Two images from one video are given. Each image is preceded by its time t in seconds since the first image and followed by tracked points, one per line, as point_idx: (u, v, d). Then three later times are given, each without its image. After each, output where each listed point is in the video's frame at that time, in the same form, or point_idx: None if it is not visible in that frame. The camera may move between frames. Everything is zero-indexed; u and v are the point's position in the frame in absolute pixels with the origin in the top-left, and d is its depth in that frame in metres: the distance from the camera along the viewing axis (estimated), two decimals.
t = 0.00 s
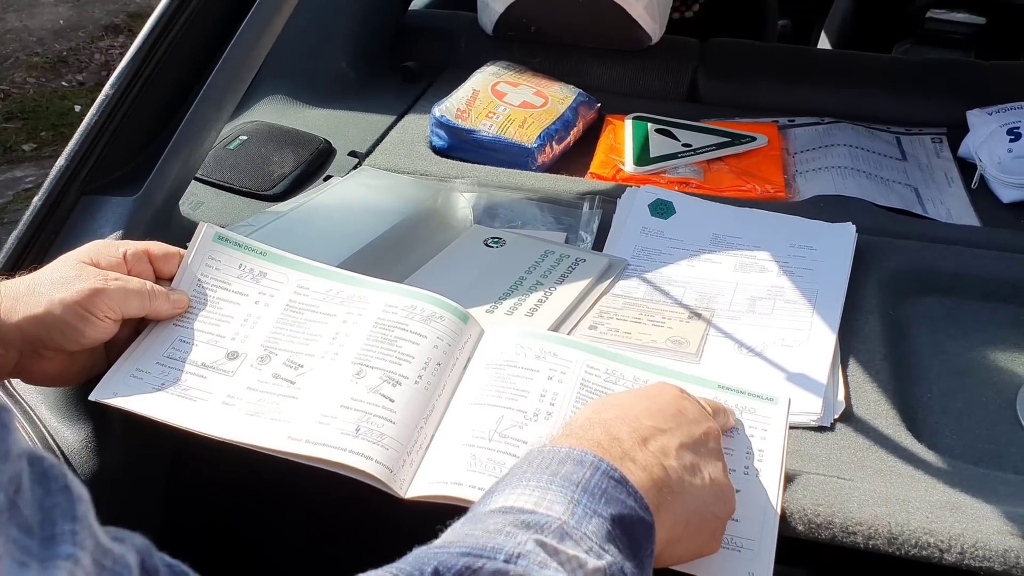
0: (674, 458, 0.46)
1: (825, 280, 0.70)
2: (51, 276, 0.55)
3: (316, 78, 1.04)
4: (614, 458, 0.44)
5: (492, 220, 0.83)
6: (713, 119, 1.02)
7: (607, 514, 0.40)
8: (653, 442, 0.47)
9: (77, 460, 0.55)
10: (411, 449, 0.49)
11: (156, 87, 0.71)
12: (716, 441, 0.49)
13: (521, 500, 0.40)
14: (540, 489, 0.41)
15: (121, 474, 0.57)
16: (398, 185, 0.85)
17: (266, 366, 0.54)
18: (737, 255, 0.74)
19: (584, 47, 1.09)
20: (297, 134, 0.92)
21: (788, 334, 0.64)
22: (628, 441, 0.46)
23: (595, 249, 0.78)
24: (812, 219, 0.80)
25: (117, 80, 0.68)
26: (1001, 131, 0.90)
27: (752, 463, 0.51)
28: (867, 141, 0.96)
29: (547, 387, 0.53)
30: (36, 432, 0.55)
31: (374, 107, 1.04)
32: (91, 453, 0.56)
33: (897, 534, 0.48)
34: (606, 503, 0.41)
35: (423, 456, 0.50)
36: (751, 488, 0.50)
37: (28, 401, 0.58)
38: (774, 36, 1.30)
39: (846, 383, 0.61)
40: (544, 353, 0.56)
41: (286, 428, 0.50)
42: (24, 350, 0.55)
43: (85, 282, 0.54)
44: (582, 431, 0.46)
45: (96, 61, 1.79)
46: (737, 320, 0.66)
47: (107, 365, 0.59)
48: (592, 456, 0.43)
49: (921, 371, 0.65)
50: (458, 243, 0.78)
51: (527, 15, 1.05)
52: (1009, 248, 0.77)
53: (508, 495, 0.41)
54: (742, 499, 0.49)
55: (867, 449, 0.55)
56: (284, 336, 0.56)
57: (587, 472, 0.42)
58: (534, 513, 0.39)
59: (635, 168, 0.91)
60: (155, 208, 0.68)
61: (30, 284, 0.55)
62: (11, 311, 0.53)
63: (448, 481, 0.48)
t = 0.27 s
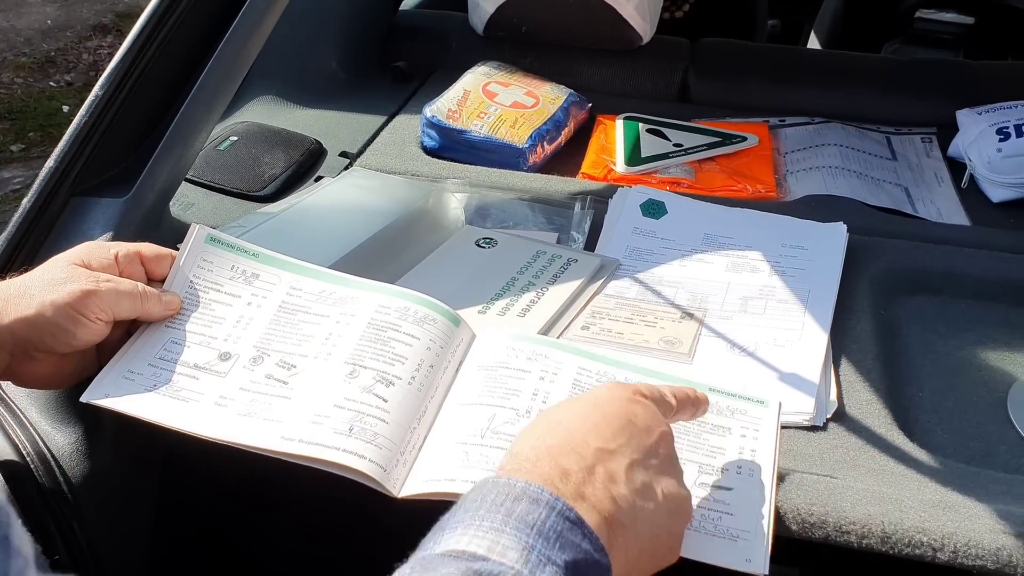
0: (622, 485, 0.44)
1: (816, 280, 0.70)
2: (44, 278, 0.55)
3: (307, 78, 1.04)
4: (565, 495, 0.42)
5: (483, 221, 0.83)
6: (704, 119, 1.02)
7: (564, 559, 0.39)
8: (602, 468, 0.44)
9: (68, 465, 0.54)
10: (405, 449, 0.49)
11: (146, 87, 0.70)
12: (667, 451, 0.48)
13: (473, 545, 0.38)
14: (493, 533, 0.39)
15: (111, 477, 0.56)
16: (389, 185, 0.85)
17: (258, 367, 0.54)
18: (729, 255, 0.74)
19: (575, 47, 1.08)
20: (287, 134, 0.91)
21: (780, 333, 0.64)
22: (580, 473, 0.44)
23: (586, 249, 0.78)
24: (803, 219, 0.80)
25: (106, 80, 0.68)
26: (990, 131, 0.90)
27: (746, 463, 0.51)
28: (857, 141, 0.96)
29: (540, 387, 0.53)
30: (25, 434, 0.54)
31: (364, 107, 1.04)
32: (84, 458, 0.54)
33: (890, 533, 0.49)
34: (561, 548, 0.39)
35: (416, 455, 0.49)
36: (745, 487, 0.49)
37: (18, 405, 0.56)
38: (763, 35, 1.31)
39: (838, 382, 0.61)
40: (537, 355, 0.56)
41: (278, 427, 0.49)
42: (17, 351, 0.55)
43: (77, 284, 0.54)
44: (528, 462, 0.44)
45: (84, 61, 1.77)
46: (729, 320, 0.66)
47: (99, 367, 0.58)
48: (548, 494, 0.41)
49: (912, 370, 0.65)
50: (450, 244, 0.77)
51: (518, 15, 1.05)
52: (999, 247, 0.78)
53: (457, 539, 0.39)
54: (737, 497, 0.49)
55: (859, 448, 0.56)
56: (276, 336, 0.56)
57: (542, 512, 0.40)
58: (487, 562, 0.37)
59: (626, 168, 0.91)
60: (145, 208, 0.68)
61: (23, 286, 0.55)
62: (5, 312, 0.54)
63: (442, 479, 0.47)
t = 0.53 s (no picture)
0: None
1: (804, 277, 0.70)
2: (29, 277, 0.54)
3: (293, 78, 1.03)
4: None
5: (471, 220, 0.82)
6: (690, 118, 1.02)
7: None
8: None
9: (57, 466, 0.53)
10: (396, 446, 0.49)
11: (133, 87, 0.70)
12: None
13: None
14: None
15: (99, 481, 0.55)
16: (377, 185, 0.84)
17: (247, 366, 0.53)
18: (716, 252, 0.74)
19: (562, 47, 1.09)
20: (273, 134, 0.91)
21: (768, 331, 0.65)
22: None
23: (575, 248, 0.78)
24: (790, 217, 0.80)
25: (93, 79, 0.67)
26: (974, 128, 0.91)
27: (737, 455, 0.50)
28: (843, 139, 0.97)
29: (531, 385, 0.53)
30: (14, 436, 0.53)
31: (351, 106, 1.03)
32: (71, 459, 0.54)
33: (879, 527, 0.49)
34: None
35: (408, 453, 0.49)
36: (737, 479, 0.48)
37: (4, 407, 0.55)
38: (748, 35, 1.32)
39: (826, 378, 0.62)
40: (526, 355, 0.56)
41: (268, 425, 0.49)
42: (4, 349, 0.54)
43: (63, 284, 0.53)
44: None
45: (65, 62, 1.64)
46: (717, 318, 0.67)
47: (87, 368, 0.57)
48: None
49: (899, 365, 0.65)
50: (439, 243, 0.77)
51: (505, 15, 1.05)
52: (983, 243, 0.78)
53: None
54: (729, 487, 0.48)
55: (847, 443, 0.56)
56: (265, 335, 0.56)
57: None
58: None
59: (614, 167, 0.91)
60: (134, 208, 0.67)
61: (8, 285, 0.54)
62: None
63: (434, 475, 0.47)
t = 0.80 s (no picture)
0: None
1: (799, 277, 0.71)
2: (31, 278, 0.54)
3: (289, 80, 1.03)
4: None
5: (468, 221, 0.83)
6: (685, 119, 1.03)
7: None
8: None
9: (58, 466, 0.54)
10: (397, 445, 0.49)
11: (131, 89, 0.70)
12: None
13: None
14: None
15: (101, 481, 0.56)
16: (374, 186, 0.85)
17: (248, 366, 0.54)
18: (712, 253, 0.75)
19: (557, 49, 1.09)
20: (271, 136, 0.91)
21: (764, 330, 0.65)
22: None
23: (572, 249, 0.78)
24: (785, 217, 0.81)
25: (92, 82, 0.67)
26: (967, 128, 0.91)
27: (734, 453, 0.50)
28: (837, 140, 0.97)
29: (531, 385, 0.54)
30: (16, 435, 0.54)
31: (348, 109, 1.03)
32: (73, 460, 0.54)
33: (876, 523, 0.49)
34: None
35: (408, 452, 0.49)
36: (734, 476, 0.49)
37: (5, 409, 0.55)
38: (742, 37, 1.33)
39: (822, 377, 0.62)
40: (524, 354, 0.56)
41: (270, 425, 0.49)
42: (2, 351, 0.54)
43: (65, 284, 0.53)
44: None
45: (61, 65, 1.62)
46: (714, 317, 0.67)
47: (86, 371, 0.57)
48: None
49: (893, 364, 0.66)
50: (436, 244, 0.77)
51: (500, 17, 1.06)
52: (976, 243, 0.79)
53: None
54: (726, 485, 0.48)
55: (843, 441, 0.56)
56: (266, 336, 0.56)
57: None
58: None
59: (610, 168, 0.92)
60: (133, 211, 0.67)
61: (8, 287, 0.54)
62: None
63: (435, 474, 0.47)
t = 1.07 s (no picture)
0: None
1: (798, 276, 0.71)
2: (38, 276, 0.55)
3: (288, 82, 1.04)
4: None
5: (468, 221, 0.83)
6: (684, 119, 1.03)
7: None
8: None
9: (63, 466, 0.54)
10: (400, 442, 0.49)
11: (132, 90, 0.70)
12: None
13: None
14: None
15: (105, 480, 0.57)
16: (375, 187, 0.85)
17: (252, 365, 0.54)
18: (711, 251, 0.75)
19: (556, 49, 1.09)
20: (271, 137, 0.91)
21: (764, 328, 0.65)
22: None
23: (571, 248, 0.79)
24: (783, 216, 0.81)
25: (93, 84, 0.67)
26: (964, 127, 0.92)
27: (735, 450, 0.51)
28: (834, 139, 0.98)
29: (533, 384, 0.54)
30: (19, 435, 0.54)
31: (347, 109, 1.04)
32: (77, 459, 0.55)
33: (876, 518, 0.50)
34: None
35: (411, 449, 0.50)
36: (735, 473, 0.49)
37: (10, 408, 0.56)
38: (739, 36, 1.33)
39: (821, 375, 0.63)
40: (526, 354, 0.56)
41: (274, 422, 0.49)
42: (8, 349, 0.54)
43: (70, 283, 0.54)
44: None
45: (58, 66, 1.62)
46: (713, 316, 0.67)
47: (90, 370, 0.58)
48: None
49: (892, 361, 0.66)
50: (436, 244, 0.78)
51: (498, 17, 1.06)
52: (974, 241, 0.80)
53: None
54: (728, 481, 0.48)
55: (843, 438, 0.57)
56: (269, 336, 0.56)
57: None
58: None
59: (609, 167, 0.92)
60: (135, 212, 0.67)
61: (16, 285, 0.55)
62: None
63: (439, 470, 0.47)
